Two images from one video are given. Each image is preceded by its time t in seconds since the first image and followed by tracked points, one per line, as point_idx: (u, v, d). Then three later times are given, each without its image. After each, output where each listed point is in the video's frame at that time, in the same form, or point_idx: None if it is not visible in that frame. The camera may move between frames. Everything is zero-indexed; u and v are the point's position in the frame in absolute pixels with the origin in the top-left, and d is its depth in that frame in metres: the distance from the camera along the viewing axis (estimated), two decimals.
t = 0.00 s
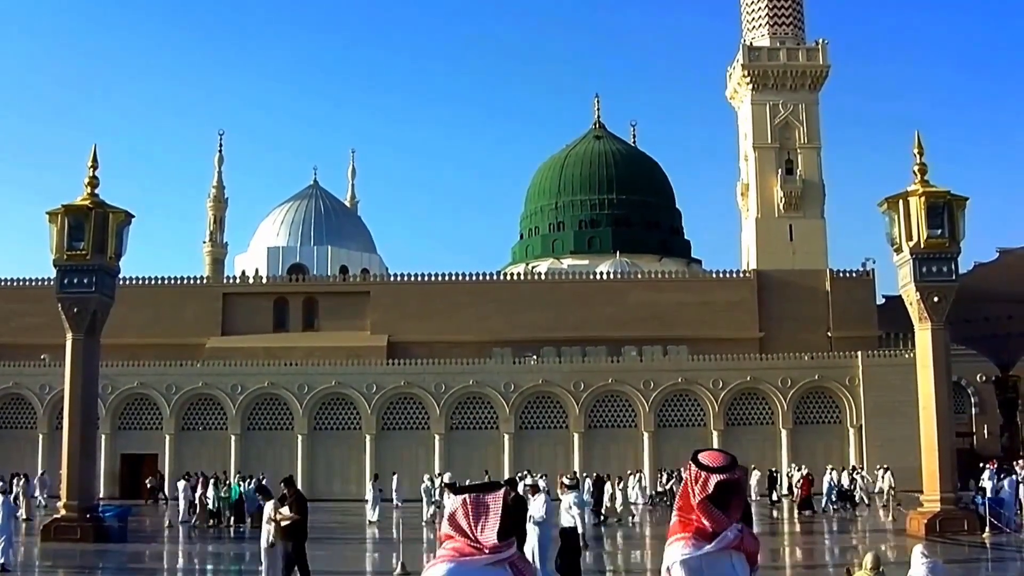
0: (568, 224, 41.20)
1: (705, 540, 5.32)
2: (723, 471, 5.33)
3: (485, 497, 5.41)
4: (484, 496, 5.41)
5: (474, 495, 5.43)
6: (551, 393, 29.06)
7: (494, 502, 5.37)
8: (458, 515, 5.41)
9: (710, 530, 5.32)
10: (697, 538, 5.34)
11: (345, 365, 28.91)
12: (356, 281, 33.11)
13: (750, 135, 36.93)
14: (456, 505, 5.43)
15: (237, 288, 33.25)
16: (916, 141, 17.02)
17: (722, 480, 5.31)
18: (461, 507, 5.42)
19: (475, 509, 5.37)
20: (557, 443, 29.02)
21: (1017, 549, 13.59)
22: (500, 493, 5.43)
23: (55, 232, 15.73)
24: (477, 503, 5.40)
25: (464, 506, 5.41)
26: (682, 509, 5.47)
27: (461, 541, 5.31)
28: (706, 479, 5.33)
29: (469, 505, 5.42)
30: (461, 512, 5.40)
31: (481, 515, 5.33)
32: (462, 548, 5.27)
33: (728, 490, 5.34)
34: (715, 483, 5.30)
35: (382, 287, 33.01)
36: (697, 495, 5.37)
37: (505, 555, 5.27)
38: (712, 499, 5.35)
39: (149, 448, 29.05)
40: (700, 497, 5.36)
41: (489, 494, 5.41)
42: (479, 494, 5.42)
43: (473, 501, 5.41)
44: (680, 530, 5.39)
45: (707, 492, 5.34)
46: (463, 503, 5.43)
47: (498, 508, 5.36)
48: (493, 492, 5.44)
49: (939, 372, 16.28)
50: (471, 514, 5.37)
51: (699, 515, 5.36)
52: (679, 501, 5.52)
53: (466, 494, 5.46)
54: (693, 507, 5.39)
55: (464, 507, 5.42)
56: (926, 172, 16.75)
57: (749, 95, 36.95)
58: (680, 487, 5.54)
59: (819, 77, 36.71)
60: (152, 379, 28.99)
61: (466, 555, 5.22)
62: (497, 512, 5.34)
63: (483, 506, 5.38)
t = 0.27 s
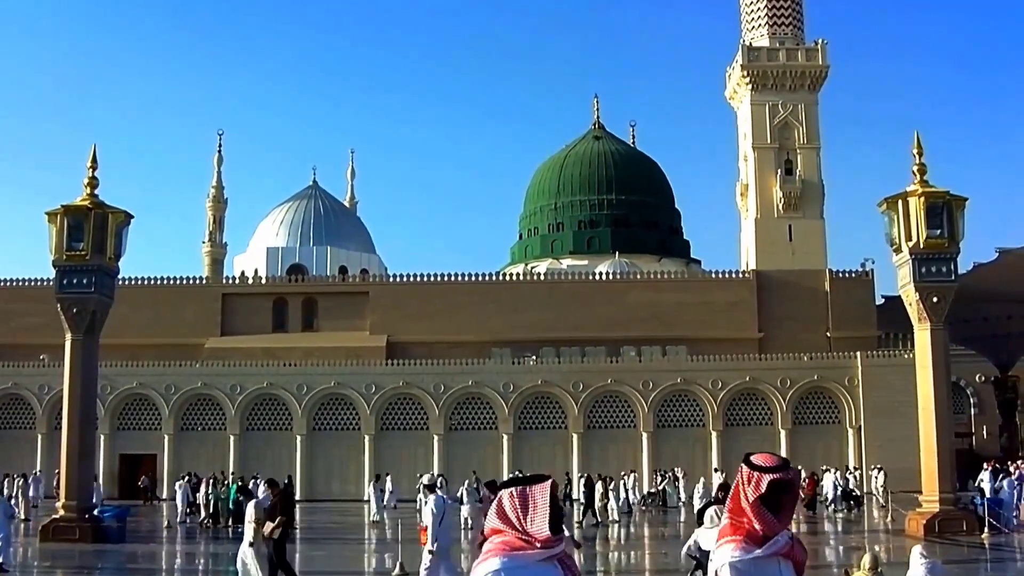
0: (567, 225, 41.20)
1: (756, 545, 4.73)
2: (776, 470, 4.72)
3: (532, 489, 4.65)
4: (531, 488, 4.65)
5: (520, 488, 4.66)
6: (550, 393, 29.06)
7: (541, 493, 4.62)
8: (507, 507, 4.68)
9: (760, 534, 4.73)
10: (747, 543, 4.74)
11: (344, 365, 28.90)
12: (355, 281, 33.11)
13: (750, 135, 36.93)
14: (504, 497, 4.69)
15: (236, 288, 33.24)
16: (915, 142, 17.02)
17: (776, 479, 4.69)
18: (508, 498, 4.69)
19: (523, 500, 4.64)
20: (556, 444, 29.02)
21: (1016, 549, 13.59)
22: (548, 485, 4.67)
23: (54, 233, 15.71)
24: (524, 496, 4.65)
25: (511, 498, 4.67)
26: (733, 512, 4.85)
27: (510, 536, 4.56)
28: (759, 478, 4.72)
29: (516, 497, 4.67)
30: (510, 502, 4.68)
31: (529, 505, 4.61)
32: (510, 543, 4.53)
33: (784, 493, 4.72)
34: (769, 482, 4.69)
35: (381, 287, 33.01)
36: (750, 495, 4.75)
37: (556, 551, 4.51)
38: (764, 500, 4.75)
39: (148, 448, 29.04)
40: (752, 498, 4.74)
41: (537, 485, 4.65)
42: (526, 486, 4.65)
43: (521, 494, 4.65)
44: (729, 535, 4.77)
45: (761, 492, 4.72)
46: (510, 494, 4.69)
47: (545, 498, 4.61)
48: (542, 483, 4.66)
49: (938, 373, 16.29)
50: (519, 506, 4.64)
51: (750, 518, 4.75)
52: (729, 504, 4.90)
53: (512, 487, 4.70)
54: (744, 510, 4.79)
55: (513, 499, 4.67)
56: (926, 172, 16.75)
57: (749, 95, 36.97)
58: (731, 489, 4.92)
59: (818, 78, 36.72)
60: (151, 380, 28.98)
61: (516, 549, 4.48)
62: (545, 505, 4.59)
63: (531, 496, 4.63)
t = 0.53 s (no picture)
0: (566, 224, 41.21)
1: (812, 539, 4.47)
2: (832, 461, 4.45)
3: (588, 488, 4.14)
4: (586, 488, 4.14)
5: (575, 488, 4.15)
6: (549, 393, 29.07)
7: (597, 494, 4.11)
8: (559, 508, 4.17)
9: (816, 528, 4.48)
10: (802, 536, 4.48)
11: (343, 365, 28.89)
12: (354, 281, 33.11)
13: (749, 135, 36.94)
14: (557, 496, 4.18)
15: (235, 287, 33.23)
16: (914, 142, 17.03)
17: (831, 470, 4.42)
18: (561, 498, 4.18)
19: (578, 500, 4.13)
20: (555, 444, 29.02)
21: (1014, 550, 13.59)
22: (604, 485, 4.16)
23: (53, 232, 15.71)
24: (579, 496, 4.14)
25: (564, 499, 4.16)
26: (788, 505, 4.61)
27: (562, 538, 4.09)
28: (813, 470, 4.45)
29: (570, 497, 4.16)
30: (563, 503, 4.17)
31: (585, 506, 4.10)
32: (563, 546, 4.06)
33: (839, 484, 4.47)
34: (825, 474, 4.41)
35: (381, 287, 33.01)
36: (805, 488, 4.50)
37: (609, 553, 4.06)
38: (820, 493, 4.49)
39: (147, 448, 29.04)
40: (808, 491, 4.49)
41: (593, 485, 4.14)
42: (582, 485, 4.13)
43: (575, 494, 4.14)
44: (781, 530, 4.52)
45: (816, 485, 4.47)
46: (563, 494, 4.18)
47: (601, 499, 4.11)
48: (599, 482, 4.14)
49: (936, 373, 16.29)
50: (573, 506, 4.14)
51: (806, 511, 4.50)
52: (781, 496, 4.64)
53: (566, 486, 4.18)
54: (800, 503, 4.54)
55: (566, 499, 4.16)
56: (925, 173, 16.76)
57: (748, 95, 36.98)
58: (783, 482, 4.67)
59: (817, 78, 36.74)
60: (150, 379, 28.99)
61: (569, 551, 4.03)
62: (601, 504, 4.09)
63: (586, 496, 4.12)
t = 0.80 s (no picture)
0: (565, 224, 41.21)
1: (847, 537, 4.81)
2: (863, 457, 4.76)
3: (640, 493, 4.57)
4: (639, 493, 4.56)
5: (628, 492, 4.59)
6: (548, 393, 29.07)
7: (650, 497, 4.52)
8: (615, 512, 4.62)
9: (851, 528, 4.81)
10: (837, 534, 4.84)
11: (342, 364, 28.89)
12: (354, 280, 33.10)
13: (747, 134, 36.95)
14: (612, 501, 4.62)
15: (234, 287, 33.22)
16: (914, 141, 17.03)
17: (863, 466, 4.73)
18: (615, 502, 4.62)
19: (631, 504, 4.56)
20: (554, 443, 29.03)
21: (1014, 549, 13.59)
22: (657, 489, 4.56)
23: (53, 231, 15.72)
24: (631, 500, 4.57)
25: (618, 502, 4.60)
26: (823, 504, 4.96)
27: (619, 540, 4.54)
28: (847, 468, 4.77)
29: (624, 501, 4.59)
30: (617, 506, 4.61)
31: (637, 510, 4.53)
32: (620, 548, 4.50)
33: (873, 481, 4.77)
34: (857, 472, 4.73)
35: (380, 286, 33.01)
36: (840, 487, 4.83)
37: (664, 555, 4.49)
38: (855, 490, 4.81)
39: (146, 447, 29.03)
40: (843, 490, 4.81)
41: (645, 489, 4.56)
42: (635, 490, 4.57)
43: (629, 498, 4.58)
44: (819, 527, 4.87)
45: (851, 483, 4.78)
46: (618, 498, 4.62)
47: (655, 503, 4.51)
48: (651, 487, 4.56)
49: (936, 372, 16.30)
50: (627, 510, 4.57)
51: (842, 510, 4.83)
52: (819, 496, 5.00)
53: (620, 491, 4.62)
54: (836, 503, 4.89)
55: (620, 503, 4.60)
56: (924, 172, 16.75)
57: (747, 95, 36.98)
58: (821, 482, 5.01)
59: (817, 77, 36.74)
60: (148, 378, 28.97)
61: (626, 554, 4.47)
62: (653, 507, 4.51)
63: (639, 500, 4.55)
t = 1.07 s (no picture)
0: (565, 223, 41.20)
1: (892, 546, 4.20)
2: (901, 456, 4.24)
3: (700, 483, 4.12)
4: (698, 482, 4.12)
5: (687, 482, 4.14)
6: (548, 392, 29.06)
7: (710, 488, 4.08)
8: (672, 503, 4.18)
9: (897, 535, 4.21)
10: (882, 543, 4.22)
11: (341, 363, 28.89)
12: (353, 279, 33.10)
13: (747, 134, 36.95)
14: (669, 491, 4.19)
15: (234, 286, 33.22)
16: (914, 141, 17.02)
17: (900, 466, 4.20)
18: (673, 493, 4.18)
19: (690, 495, 4.12)
20: (554, 442, 29.04)
21: (1014, 548, 13.58)
22: (718, 479, 4.12)
23: (52, 231, 15.71)
24: (690, 491, 4.13)
25: (676, 493, 4.16)
26: (867, 512, 4.37)
27: (674, 533, 4.08)
28: (884, 470, 4.24)
29: (682, 491, 4.15)
30: (674, 497, 4.17)
31: (696, 502, 4.09)
32: (675, 541, 4.04)
33: (916, 483, 4.23)
34: (894, 471, 4.20)
35: (380, 285, 33.01)
36: (881, 490, 4.28)
37: (722, 549, 4.05)
38: (898, 494, 4.26)
39: (146, 446, 29.04)
40: (886, 493, 4.26)
41: (705, 480, 4.11)
42: (694, 479, 4.13)
43: (687, 488, 4.14)
44: (862, 538, 4.28)
45: (890, 486, 4.24)
46: (675, 489, 4.18)
47: (714, 495, 4.07)
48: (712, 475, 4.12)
49: (936, 371, 16.29)
50: (685, 502, 4.13)
51: (886, 516, 4.25)
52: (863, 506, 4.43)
53: (678, 480, 4.18)
54: (880, 509, 4.29)
55: (678, 493, 4.16)
56: (924, 171, 16.75)
57: (747, 94, 36.98)
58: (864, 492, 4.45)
59: (816, 77, 36.74)
60: (148, 377, 28.97)
61: (680, 547, 4.01)
62: (713, 500, 4.07)
63: (698, 491, 4.10)
